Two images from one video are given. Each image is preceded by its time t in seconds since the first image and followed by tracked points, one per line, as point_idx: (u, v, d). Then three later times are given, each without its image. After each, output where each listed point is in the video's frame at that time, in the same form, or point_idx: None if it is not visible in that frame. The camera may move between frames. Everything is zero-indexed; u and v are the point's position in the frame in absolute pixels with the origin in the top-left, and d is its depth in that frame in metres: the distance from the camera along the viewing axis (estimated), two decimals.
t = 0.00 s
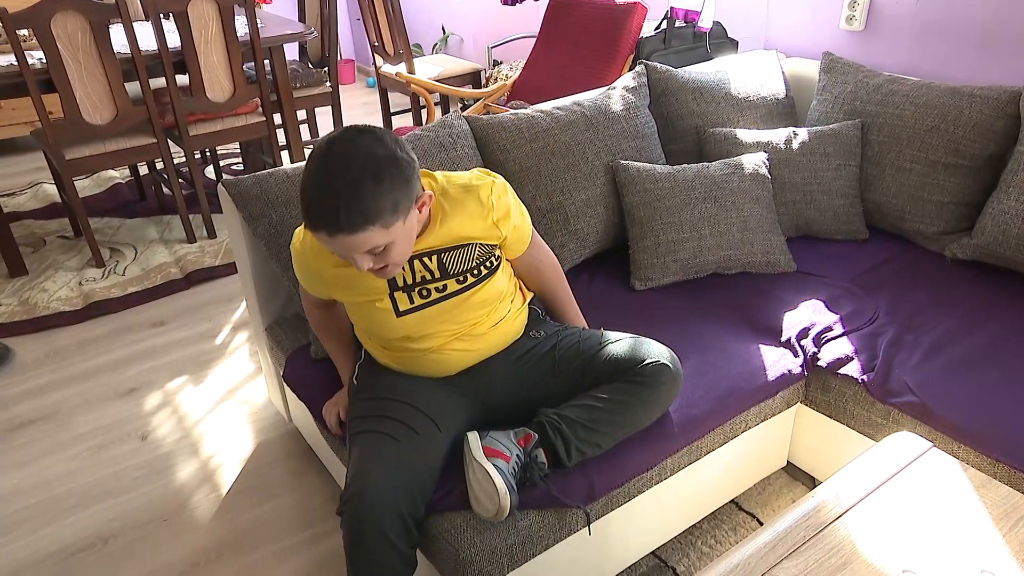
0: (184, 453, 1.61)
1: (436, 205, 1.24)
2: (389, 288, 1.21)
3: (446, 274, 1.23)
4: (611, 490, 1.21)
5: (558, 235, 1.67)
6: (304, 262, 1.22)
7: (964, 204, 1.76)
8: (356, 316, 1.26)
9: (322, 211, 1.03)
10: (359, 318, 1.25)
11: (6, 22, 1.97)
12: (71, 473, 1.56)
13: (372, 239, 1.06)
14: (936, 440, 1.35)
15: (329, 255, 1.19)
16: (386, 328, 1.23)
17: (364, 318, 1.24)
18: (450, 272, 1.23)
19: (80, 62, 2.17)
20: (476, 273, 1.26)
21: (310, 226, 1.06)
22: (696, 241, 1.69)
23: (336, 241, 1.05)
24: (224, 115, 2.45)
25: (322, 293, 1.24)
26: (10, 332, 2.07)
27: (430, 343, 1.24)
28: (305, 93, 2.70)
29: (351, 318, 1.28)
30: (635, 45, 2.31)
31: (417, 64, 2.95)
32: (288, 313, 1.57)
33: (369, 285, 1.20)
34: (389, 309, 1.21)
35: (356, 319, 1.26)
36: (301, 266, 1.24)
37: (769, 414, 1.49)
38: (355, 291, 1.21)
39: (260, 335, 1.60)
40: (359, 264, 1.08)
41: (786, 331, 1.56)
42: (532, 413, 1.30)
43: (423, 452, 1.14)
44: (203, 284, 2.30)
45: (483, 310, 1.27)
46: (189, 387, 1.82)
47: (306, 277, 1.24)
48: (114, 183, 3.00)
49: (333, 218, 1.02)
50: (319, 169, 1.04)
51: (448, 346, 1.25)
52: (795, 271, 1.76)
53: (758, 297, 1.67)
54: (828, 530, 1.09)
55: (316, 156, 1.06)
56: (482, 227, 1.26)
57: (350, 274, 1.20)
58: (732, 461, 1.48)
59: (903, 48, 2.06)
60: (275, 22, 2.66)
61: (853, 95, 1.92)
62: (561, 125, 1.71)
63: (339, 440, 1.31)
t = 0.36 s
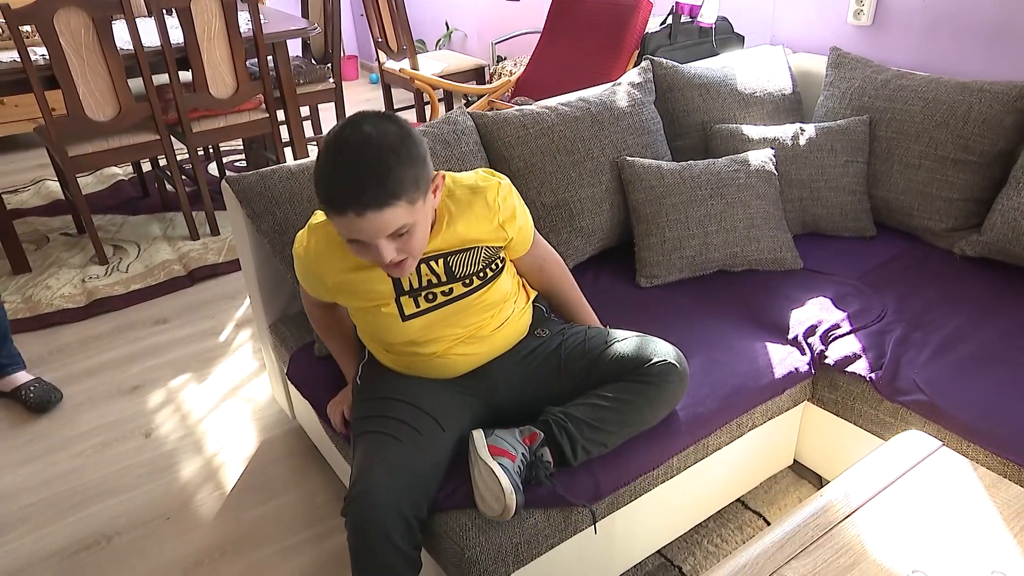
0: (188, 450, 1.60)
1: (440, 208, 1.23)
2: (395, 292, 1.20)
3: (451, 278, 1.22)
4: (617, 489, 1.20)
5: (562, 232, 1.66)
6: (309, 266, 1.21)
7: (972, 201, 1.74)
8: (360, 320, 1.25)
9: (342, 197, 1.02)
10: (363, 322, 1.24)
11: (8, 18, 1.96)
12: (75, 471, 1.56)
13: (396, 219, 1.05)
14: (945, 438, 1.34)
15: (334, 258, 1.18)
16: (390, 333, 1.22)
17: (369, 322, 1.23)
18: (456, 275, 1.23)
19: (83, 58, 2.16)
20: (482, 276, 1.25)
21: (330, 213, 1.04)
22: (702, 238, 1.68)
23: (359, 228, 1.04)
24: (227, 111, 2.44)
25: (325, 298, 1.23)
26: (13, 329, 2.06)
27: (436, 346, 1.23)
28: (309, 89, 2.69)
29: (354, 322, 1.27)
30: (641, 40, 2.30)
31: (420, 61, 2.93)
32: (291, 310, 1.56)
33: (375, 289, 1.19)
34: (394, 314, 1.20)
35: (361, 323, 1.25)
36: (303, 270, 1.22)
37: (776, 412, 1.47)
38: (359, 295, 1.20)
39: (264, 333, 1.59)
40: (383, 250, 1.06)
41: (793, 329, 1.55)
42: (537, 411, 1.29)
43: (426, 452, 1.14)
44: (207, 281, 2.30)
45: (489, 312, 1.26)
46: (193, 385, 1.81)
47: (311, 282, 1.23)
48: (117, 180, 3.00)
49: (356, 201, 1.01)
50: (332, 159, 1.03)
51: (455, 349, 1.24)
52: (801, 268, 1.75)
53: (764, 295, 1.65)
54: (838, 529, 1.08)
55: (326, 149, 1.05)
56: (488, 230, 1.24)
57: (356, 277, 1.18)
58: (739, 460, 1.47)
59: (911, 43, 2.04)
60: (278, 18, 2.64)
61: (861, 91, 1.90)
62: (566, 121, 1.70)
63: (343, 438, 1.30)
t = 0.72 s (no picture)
0: (188, 450, 1.60)
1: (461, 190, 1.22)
2: (412, 276, 1.19)
3: (469, 264, 1.22)
4: (619, 490, 1.20)
5: (565, 232, 1.66)
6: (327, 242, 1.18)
7: (975, 202, 1.74)
8: (373, 305, 1.23)
9: (392, 138, 1.02)
10: (377, 307, 1.23)
11: (9, 16, 1.96)
12: (75, 471, 1.56)
13: (438, 171, 1.05)
14: (948, 440, 1.33)
15: (354, 238, 1.16)
16: (406, 318, 1.20)
17: (384, 305, 1.21)
18: (473, 261, 1.22)
19: (84, 57, 2.16)
20: (498, 264, 1.25)
21: (372, 156, 1.04)
22: (704, 239, 1.67)
23: (403, 172, 1.03)
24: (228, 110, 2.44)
25: (338, 282, 1.20)
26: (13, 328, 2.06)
27: (450, 333, 1.22)
28: (309, 89, 2.69)
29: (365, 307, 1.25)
30: (643, 40, 2.29)
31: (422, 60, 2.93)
32: (293, 310, 1.56)
33: (393, 271, 1.18)
34: (411, 297, 1.19)
35: (373, 307, 1.23)
36: (318, 252, 1.20)
37: (778, 414, 1.47)
38: (377, 278, 1.18)
39: (265, 333, 1.59)
40: (420, 202, 1.06)
41: (795, 330, 1.55)
42: (539, 413, 1.28)
43: (429, 452, 1.13)
44: (208, 280, 2.29)
45: (503, 301, 1.26)
46: (193, 385, 1.81)
47: (325, 261, 1.20)
48: (118, 180, 3.00)
49: (407, 141, 1.02)
50: (383, 104, 1.04)
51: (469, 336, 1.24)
52: (803, 268, 1.74)
53: (766, 296, 1.65)
54: (840, 531, 1.08)
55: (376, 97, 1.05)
56: (506, 217, 1.24)
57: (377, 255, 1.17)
58: (740, 461, 1.47)
59: (914, 43, 2.03)
60: (279, 18, 2.64)
61: (863, 91, 1.90)
62: (569, 121, 1.70)
63: (344, 438, 1.30)
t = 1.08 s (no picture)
0: (188, 453, 1.59)
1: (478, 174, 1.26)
2: (429, 254, 1.21)
3: (483, 245, 1.24)
4: (619, 496, 1.19)
5: (565, 238, 1.66)
6: (345, 218, 1.19)
7: (975, 210, 1.74)
8: (385, 284, 1.23)
9: (438, 97, 1.08)
10: (388, 288, 1.23)
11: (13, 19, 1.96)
12: (75, 473, 1.55)
13: (476, 133, 1.11)
14: (947, 449, 1.33)
15: (373, 213, 1.18)
16: (420, 296, 1.21)
17: (397, 284, 1.21)
18: (488, 243, 1.25)
19: (88, 60, 2.16)
20: (511, 249, 1.28)
21: (416, 113, 1.09)
22: (705, 245, 1.68)
23: (445, 129, 1.09)
24: (230, 114, 2.44)
25: (352, 260, 1.20)
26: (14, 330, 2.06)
27: (460, 316, 1.24)
28: (312, 93, 2.69)
29: (375, 288, 1.25)
30: (644, 47, 2.30)
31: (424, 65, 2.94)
32: (294, 314, 1.56)
33: (411, 247, 1.19)
34: (426, 275, 1.21)
35: (384, 288, 1.23)
36: (334, 229, 1.21)
37: (778, 421, 1.47)
38: (395, 253, 1.19)
39: (265, 336, 1.58)
40: (456, 162, 1.11)
41: (795, 337, 1.55)
42: (538, 417, 1.28)
43: (428, 454, 1.13)
44: (208, 283, 2.29)
45: (514, 285, 1.28)
46: (193, 388, 1.81)
47: (340, 237, 1.20)
48: (120, 182, 3.00)
49: (451, 99, 1.08)
50: (426, 69, 1.10)
51: (480, 320, 1.26)
52: (804, 275, 1.75)
53: (766, 303, 1.65)
54: (841, 539, 1.07)
55: (418, 65, 1.11)
56: (520, 204, 1.28)
57: (396, 228, 1.19)
58: (740, 468, 1.47)
59: (914, 52, 2.04)
60: (282, 22, 2.65)
61: (864, 99, 1.91)
62: (570, 127, 1.70)
63: (345, 442, 1.29)
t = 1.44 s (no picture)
0: (192, 456, 1.61)
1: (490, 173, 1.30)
2: (441, 245, 1.24)
3: (491, 240, 1.27)
4: (617, 500, 1.22)
5: (565, 247, 1.69)
6: (362, 206, 1.22)
7: (965, 223, 1.78)
8: (395, 274, 1.25)
9: (474, 71, 1.16)
10: (398, 280, 1.25)
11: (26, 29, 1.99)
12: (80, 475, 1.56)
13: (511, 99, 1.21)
14: (938, 456, 1.36)
15: (388, 206, 1.21)
16: (430, 288, 1.24)
17: (408, 275, 1.24)
18: (497, 239, 1.28)
19: (97, 68, 2.19)
20: (518, 248, 1.31)
21: (461, 92, 1.15)
22: (702, 254, 1.71)
23: (492, 97, 1.16)
24: (236, 122, 2.47)
25: (363, 250, 1.22)
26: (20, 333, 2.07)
27: (467, 311, 1.26)
28: (316, 101, 2.73)
29: (384, 281, 1.27)
30: (642, 60, 2.35)
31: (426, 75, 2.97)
32: (298, 319, 1.58)
33: (425, 237, 1.22)
34: (438, 265, 1.23)
35: (393, 280, 1.25)
36: (347, 222, 1.23)
37: (773, 427, 1.50)
38: (409, 243, 1.22)
39: (269, 340, 1.60)
40: (508, 128, 1.19)
41: (789, 345, 1.58)
42: (537, 422, 1.30)
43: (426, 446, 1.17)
44: (213, 288, 2.31)
45: (519, 283, 1.32)
46: (198, 391, 1.82)
47: (355, 225, 1.22)
48: (126, 188, 3.02)
49: (487, 71, 1.17)
50: (445, 58, 1.17)
51: (486, 313, 1.29)
52: (798, 285, 1.78)
53: (762, 312, 1.68)
54: (834, 544, 1.10)
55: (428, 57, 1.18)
56: (525, 206, 1.32)
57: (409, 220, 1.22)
58: (736, 474, 1.49)
59: (905, 68, 2.09)
60: (288, 32, 2.69)
61: (856, 114, 1.95)
62: (571, 138, 1.73)
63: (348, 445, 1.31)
